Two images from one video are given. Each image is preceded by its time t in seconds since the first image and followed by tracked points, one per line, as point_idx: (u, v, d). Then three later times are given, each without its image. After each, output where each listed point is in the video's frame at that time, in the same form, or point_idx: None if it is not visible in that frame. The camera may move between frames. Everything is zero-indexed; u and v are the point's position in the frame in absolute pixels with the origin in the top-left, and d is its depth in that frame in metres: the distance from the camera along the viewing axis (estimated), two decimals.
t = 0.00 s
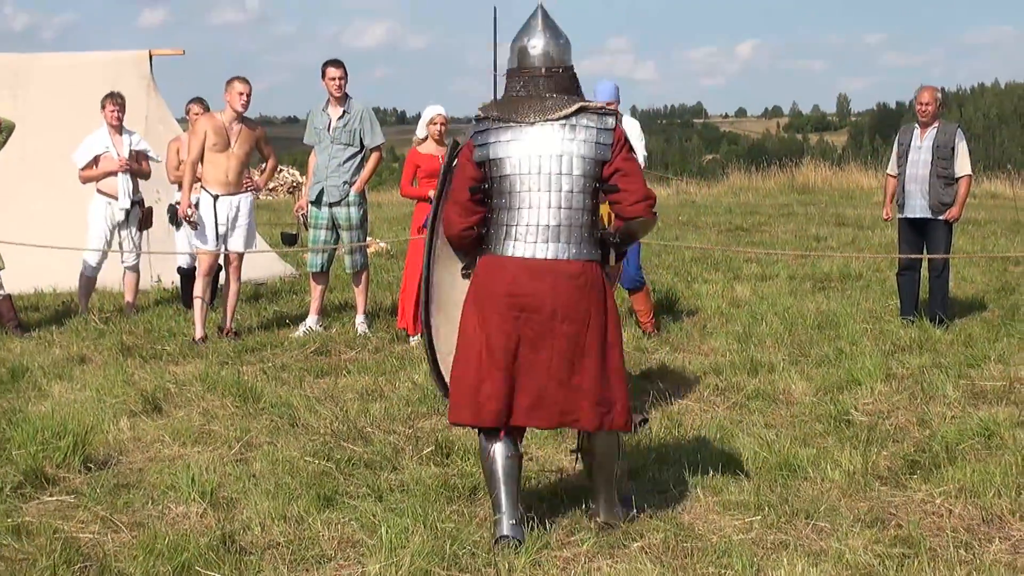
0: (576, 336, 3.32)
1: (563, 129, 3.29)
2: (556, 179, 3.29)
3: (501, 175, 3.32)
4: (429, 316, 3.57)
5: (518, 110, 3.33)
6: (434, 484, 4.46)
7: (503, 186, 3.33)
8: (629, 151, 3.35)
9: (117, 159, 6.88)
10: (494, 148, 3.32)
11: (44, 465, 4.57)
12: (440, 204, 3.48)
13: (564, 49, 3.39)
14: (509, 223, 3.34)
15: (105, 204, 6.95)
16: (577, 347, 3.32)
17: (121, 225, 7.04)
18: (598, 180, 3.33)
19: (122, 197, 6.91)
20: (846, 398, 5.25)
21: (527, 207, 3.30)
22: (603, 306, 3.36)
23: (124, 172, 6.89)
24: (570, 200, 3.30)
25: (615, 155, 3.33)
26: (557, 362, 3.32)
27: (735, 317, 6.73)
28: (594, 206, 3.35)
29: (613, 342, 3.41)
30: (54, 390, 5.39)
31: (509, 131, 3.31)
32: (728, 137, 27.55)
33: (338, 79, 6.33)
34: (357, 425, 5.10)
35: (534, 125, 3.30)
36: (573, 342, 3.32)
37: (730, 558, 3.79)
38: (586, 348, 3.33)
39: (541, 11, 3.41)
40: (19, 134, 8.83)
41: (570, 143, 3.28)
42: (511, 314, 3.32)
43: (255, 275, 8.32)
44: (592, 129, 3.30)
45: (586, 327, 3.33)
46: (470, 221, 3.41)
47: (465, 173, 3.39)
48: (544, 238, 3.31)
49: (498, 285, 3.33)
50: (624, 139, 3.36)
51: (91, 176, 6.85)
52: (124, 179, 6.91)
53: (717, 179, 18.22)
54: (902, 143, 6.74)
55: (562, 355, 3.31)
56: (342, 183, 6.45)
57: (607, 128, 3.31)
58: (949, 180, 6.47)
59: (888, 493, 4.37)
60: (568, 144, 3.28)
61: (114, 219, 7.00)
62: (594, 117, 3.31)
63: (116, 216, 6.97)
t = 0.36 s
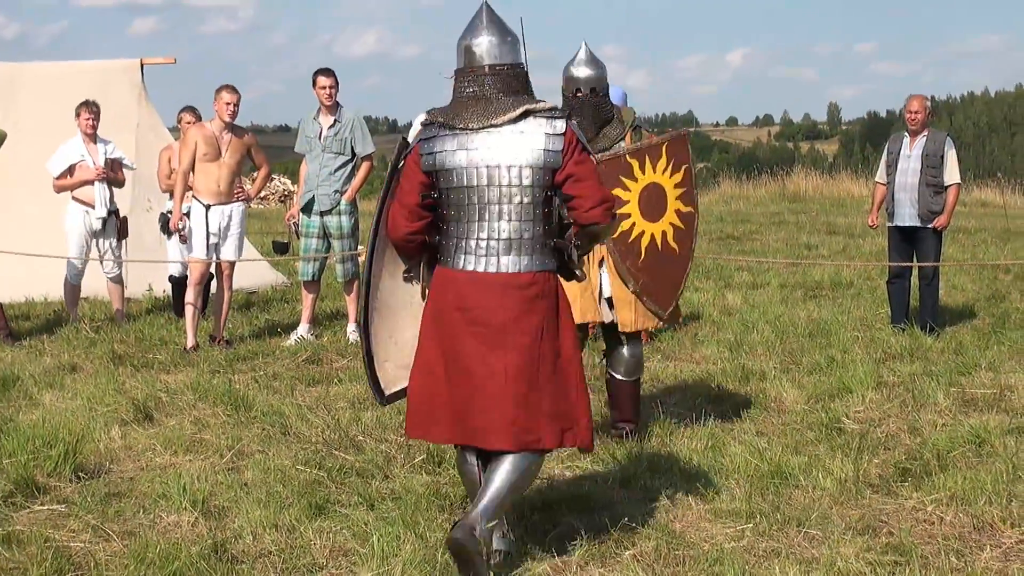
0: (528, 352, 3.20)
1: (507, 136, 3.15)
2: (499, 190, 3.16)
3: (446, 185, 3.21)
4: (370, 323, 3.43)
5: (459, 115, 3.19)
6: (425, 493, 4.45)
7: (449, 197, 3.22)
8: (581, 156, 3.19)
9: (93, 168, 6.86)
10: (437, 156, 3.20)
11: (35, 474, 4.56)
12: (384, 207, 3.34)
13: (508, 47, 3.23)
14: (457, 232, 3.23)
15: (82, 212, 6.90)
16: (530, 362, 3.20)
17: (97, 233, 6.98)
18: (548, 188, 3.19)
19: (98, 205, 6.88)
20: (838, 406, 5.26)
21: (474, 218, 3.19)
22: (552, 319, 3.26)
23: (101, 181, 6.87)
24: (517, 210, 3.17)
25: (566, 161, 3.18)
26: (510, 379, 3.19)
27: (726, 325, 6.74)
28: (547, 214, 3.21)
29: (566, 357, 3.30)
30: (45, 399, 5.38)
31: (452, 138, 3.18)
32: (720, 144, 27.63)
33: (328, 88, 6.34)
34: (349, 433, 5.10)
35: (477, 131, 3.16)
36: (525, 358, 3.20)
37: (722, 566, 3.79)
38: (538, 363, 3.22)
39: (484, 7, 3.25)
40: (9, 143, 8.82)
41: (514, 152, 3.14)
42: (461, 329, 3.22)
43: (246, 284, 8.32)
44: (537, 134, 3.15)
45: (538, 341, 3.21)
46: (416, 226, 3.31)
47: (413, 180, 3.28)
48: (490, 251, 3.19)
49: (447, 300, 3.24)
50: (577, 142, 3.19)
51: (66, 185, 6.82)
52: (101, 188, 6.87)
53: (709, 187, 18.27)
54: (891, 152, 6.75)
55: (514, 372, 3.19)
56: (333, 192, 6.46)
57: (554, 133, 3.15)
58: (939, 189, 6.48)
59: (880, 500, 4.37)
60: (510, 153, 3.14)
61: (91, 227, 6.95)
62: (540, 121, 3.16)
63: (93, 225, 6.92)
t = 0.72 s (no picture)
0: (448, 366, 3.00)
1: (451, 150, 3.01)
2: (434, 203, 3.00)
3: (384, 192, 3.08)
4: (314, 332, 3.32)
5: (413, 122, 3.07)
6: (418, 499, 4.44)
7: (388, 204, 3.08)
8: (523, 184, 3.02)
9: (72, 173, 6.80)
10: (381, 162, 3.08)
11: (26, 480, 4.55)
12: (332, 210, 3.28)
13: (478, 57, 3.08)
14: (387, 244, 3.07)
15: (59, 218, 6.85)
16: (450, 378, 3.01)
17: (74, 239, 6.91)
18: (486, 210, 3.02)
19: (74, 212, 6.81)
20: (830, 411, 5.26)
21: (403, 230, 3.04)
22: (478, 334, 3.05)
23: (76, 187, 6.80)
24: (449, 228, 3.01)
25: (504, 186, 3.00)
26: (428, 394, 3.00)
27: (719, 331, 6.75)
28: (481, 237, 3.04)
29: (492, 375, 3.10)
30: (37, 404, 5.38)
31: (398, 144, 3.07)
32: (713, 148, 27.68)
33: (321, 93, 6.34)
34: (342, 439, 5.10)
35: (422, 142, 3.04)
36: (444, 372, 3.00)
37: (714, 571, 3.79)
38: (459, 380, 3.01)
39: (463, 15, 3.13)
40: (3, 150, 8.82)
41: (454, 166, 2.99)
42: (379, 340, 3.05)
43: (238, 289, 8.32)
44: (482, 151, 3.00)
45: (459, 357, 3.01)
46: (361, 235, 3.19)
47: (362, 182, 3.14)
48: (414, 266, 3.02)
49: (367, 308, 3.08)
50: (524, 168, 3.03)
51: (42, 190, 6.76)
52: (78, 194, 6.81)
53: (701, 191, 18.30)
54: (882, 157, 6.76)
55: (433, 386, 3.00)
56: (325, 198, 6.45)
57: (501, 152, 2.99)
58: (930, 194, 6.49)
59: (872, 505, 4.38)
60: (449, 167, 2.99)
61: (68, 233, 6.89)
62: (490, 139, 3.01)
63: (70, 232, 6.86)
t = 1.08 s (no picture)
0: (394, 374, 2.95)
1: (368, 153, 2.93)
2: (360, 210, 2.95)
3: (313, 203, 3.03)
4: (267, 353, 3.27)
5: (332, 125, 2.99)
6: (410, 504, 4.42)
7: (319, 216, 3.03)
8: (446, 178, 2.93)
9: (59, 178, 6.76)
10: (304, 173, 3.03)
11: (18, 484, 4.54)
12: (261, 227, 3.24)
13: (393, 49, 2.96)
14: (326, 254, 3.05)
15: (47, 223, 6.84)
16: (398, 386, 2.96)
17: (62, 243, 6.90)
18: (415, 210, 2.96)
19: (61, 217, 6.79)
20: (822, 415, 5.27)
21: (337, 240, 3.01)
22: (424, 338, 3.00)
23: (64, 192, 6.76)
24: (380, 232, 2.96)
25: (428, 186, 2.93)
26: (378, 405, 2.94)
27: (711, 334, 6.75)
28: (414, 238, 2.99)
29: (444, 378, 3.04)
30: (29, 409, 5.36)
31: (317, 153, 3.00)
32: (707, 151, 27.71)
33: (312, 96, 6.34)
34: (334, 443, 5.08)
35: (340, 148, 2.97)
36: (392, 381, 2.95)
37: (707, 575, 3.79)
38: (408, 383, 2.96)
39: (377, 7, 3.02)
40: None
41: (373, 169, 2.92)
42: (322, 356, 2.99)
43: (232, 293, 8.32)
44: (400, 152, 2.92)
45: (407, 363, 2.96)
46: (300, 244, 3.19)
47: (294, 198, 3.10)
48: (352, 276, 2.99)
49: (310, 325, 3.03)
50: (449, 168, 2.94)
51: (31, 195, 6.74)
52: (65, 198, 6.79)
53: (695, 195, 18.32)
54: (874, 161, 6.78)
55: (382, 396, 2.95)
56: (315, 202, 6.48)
57: (418, 152, 2.91)
58: (922, 198, 6.52)
59: (865, 508, 4.38)
60: (368, 171, 2.92)
61: (57, 238, 6.88)
62: (408, 137, 2.93)
63: (59, 237, 6.85)
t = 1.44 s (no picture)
0: (317, 380, 2.87)
1: (287, 147, 2.85)
2: (284, 205, 2.85)
3: (240, 205, 2.96)
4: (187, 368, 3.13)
5: (251, 129, 2.93)
6: (407, 507, 4.41)
7: (247, 216, 2.95)
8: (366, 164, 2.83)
9: (55, 179, 6.75)
10: (228, 177, 2.96)
11: (15, 487, 4.53)
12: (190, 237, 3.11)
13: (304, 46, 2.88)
14: (255, 255, 2.96)
15: (43, 225, 6.82)
16: (318, 394, 2.88)
17: (59, 246, 6.88)
18: (341, 201, 2.86)
19: (57, 219, 6.78)
20: (820, 418, 5.27)
21: (264, 238, 2.91)
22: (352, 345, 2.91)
23: (61, 193, 6.74)
24: (305, 227, 2.86)
25: (348, 176, 2.82)
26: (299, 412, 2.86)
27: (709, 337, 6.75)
28: (341, 230, 2.88)
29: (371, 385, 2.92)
30: (25, 411, 5.35)
31: (240, 156, 2.93)
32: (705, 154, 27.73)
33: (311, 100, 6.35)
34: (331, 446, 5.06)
35: (260, 146, 2.90)
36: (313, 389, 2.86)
37: None
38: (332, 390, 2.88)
39: (286, 8, 2.95)
40: None
41: (293, 162, 2.83)
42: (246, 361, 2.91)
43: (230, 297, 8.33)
44: (319, 142, 2.82)
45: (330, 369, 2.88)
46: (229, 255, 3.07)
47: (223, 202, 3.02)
48: (280, 274, 2.90)
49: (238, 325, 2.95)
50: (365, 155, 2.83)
51: (28, 198, 6.73)
52: (61, 201, 6.77)
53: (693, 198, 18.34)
54: (871, 165, 6.78)
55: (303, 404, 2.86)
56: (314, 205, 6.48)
57: (337, 139, 2.82)
58: (919, 201, 6.51)
59: (862, 511, 4.38)
60: (287, 165, 2.84)
61: (53, 241, 6.87)
62: (326, 127, 2.84)
63: (55, 239, 6.84)
